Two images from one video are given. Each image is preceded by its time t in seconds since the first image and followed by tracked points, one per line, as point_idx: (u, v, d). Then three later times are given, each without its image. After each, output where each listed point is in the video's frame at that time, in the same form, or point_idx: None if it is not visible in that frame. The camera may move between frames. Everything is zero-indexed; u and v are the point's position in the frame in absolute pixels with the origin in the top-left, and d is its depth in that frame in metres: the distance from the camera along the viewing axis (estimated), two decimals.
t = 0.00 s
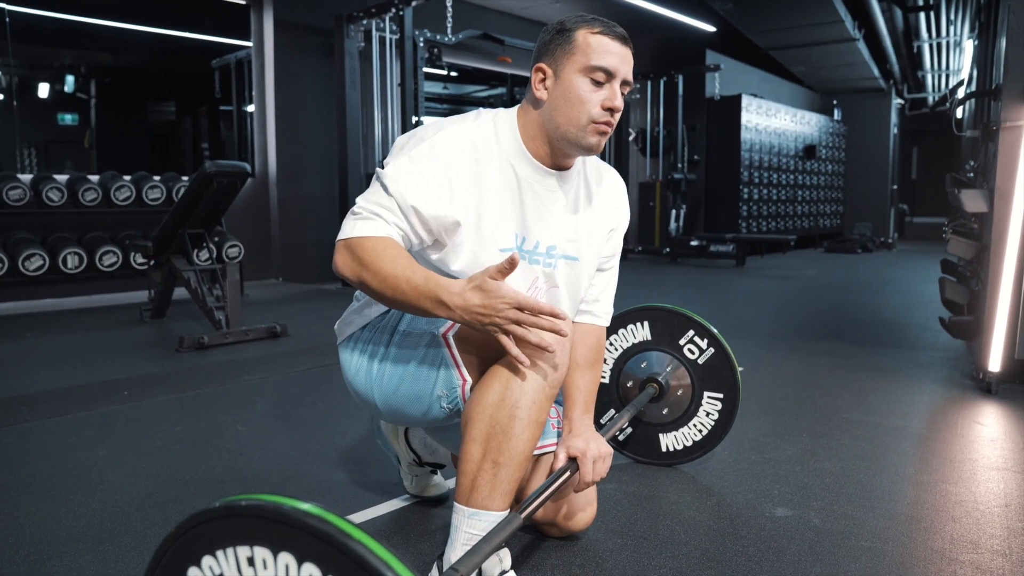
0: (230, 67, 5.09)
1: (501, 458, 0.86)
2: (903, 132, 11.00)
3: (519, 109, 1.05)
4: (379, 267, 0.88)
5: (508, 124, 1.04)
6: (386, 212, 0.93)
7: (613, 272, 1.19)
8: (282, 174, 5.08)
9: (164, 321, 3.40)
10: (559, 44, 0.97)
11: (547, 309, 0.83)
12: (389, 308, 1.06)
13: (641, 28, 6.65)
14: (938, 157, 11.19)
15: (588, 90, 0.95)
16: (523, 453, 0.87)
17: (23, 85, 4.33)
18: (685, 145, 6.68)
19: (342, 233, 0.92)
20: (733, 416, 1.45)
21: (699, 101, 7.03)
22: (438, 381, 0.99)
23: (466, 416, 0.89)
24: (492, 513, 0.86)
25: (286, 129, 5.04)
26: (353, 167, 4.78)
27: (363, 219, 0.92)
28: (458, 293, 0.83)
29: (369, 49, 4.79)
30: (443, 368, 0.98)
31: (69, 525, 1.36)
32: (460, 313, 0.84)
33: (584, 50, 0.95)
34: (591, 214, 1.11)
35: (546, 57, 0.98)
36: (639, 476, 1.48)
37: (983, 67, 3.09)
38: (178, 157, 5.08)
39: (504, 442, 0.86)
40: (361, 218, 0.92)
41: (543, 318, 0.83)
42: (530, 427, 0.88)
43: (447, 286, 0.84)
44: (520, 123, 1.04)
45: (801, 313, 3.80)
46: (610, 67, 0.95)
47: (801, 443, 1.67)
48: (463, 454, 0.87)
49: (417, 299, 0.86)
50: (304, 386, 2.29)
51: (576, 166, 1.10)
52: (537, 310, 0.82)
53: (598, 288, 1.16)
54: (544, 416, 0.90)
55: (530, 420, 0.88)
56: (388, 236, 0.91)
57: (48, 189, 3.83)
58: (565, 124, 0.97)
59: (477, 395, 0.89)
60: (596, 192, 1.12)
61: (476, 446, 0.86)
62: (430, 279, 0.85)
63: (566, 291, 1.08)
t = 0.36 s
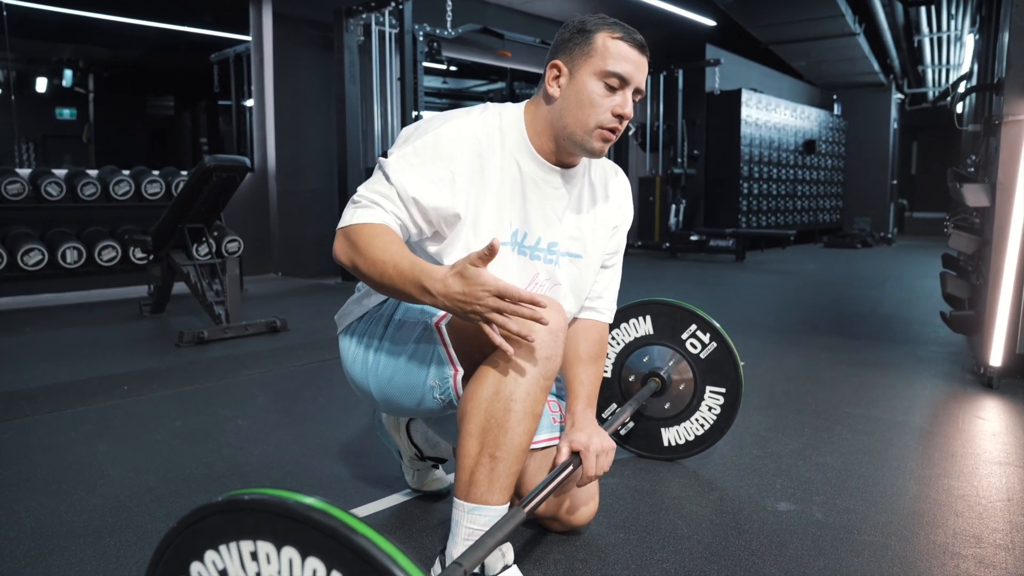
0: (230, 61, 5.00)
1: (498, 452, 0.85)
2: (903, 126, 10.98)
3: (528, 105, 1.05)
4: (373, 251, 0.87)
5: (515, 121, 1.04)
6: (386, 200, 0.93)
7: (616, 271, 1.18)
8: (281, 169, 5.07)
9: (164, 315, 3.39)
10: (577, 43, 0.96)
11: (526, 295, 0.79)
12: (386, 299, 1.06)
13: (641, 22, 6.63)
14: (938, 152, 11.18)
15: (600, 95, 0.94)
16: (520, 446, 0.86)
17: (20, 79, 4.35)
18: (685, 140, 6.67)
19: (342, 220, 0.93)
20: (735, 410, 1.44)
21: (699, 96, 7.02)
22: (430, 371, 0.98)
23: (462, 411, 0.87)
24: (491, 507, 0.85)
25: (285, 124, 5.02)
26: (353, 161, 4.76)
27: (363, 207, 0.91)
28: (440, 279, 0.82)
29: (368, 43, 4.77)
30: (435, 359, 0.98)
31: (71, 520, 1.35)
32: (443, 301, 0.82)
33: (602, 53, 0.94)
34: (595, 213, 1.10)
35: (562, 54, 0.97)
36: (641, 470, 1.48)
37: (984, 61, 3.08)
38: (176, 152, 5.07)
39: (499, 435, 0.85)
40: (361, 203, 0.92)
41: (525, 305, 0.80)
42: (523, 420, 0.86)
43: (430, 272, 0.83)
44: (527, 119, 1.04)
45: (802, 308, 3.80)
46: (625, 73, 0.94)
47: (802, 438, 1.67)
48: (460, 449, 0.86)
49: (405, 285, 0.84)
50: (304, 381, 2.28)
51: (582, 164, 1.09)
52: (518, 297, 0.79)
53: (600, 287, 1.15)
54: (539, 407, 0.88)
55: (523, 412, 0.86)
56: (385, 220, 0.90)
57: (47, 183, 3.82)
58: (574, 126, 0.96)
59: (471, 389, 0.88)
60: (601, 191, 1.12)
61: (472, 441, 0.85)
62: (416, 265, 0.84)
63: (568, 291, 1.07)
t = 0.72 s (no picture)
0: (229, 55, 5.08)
1: (497, 445, 0.85)
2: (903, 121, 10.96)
3: (532, 99, 1.04)
4: (375, 244, 0.87)
5: (519, 115, 1.03)
6: (389, 194, 0.93)
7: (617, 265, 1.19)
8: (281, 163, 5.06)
9: (164, 310, 3.39)
10: (581, 39, 0.95)
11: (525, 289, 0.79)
12: (387, 292, 1.06)
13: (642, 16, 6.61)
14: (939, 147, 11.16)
15: (603, 91, 0.94)
16: (519, 440, 0.86)
17: (18, 73, 4.30)
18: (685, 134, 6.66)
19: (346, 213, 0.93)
20: (735, 405, 1.44)
21: (700, 90, 7.00)
22: (431, 364, 0.98)
23: (461, 406, 0.88)
24: (490, 501, 0.85)
25: (284, 118, 5.01)
26: (353, 156, 4.76)
27: (367, 201, 0.92)
28: (440, 273, 0.82)
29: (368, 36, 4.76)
30: (435, 352, 0.98)
31: (71, 514, 1.36)
32: (443, 294, 0.82)
33: (605, 49, 0.94)
34: (597, 208, 1.10)
35: (566, 50, 0.97)
36: (641, 465, 1.48)
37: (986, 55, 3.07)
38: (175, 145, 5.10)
39: (498, 429, 0.85)
40: (365, 196, 0.92)
41: (524, 298, 0.79)
42: (521, 414, 0.86)
43: (430, 265, 0.83)
44: (530, 113, 1.03)
45: (801, 303, 3.80)
46: (627, 69, 0.94)
47: (801, 433, 1.67)
48: (459, 443, 0.86)
49: (406, 278, 0.85)
50: (304, 375, 2.28)
51: (585, 159, 1.09)
52: (517, 291, 0.78)
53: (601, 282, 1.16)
54: (538, 401, 0.88)
55: (521, 406, 0.86)
56: (388, 214, 0.91)
57: (47, 177, 3.81)
58: (577, 121, 0.96)
59: (470, 383, 0.88)
60: (603, 186, 1.12)
61: (471, 435, 0.85)
62: (417, 258, 0.84)
63: (570, 286, 1.08)
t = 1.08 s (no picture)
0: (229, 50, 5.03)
1: (493, 441, 0.85)
2: (903, 117, 10.95)
3: (531, 96, 1.04)
4: (375, 239, 0.87)
5: (519, 112, 1.03)
6: (389, 189, 0.93)
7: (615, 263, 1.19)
8: (280, 159, 5.06)
9: (164, 305, 3.40)
10: (581, 38, 0.95)
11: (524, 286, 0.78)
12: (385, 287, 1.07)
13: (642, 11, 6.60)
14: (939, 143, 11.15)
15: (603, 90, 0.94)
16: (515, 435, 0.86)
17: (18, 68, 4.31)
18: (685, 130, 6.66)
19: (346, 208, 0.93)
20: (732, 401, 1.45)
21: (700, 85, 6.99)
22: (427, 359, 0.99)
23: (458, 401, 0.88)
24: (486, 496, 0.85)
25: (284, 113, 5.00)
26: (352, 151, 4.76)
27: (368, 197, 0.92)
28: (439, 270, 0.82)
29: (367, 32, 4.76)
30: (432, 347, 0.98)
31: (71, 508, 1.36)
32: (442, 290, 0.82)
33: (605, 48, 0.94)
34: (595, 205, 1.10)
35: (566, 49, 0.97)
36: (638, 460, 1.49)
37: (986, 50, 3.07)
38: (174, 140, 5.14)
39: (494, 425, 0.85)
40: (366, 192, 0.92)
41: (523, 296, 0.79)
42: (516, 410, 0.86)
43: (430, 261, 0.83)
44: (530, 111, 1.03)
45: (800, 299, 3.80)
46: (627, 69, 0.94)
47: (798, 428, 1.68)
48: (456, 439, 0.87)
49: (405, 273, 0.85)
50: (303, 370, 2.29)
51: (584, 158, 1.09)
52: (516, 288, 0.78)
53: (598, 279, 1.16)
54: (534, 397, 0.89)
55: (517, 402, 0.87)
56: (388, 210, 0.91)
57: (46, 172, 3.81)
58: (577, 119, 0.96)
59: (467, 378, 0.89)
60: (601, 183, 1.12)
61: (467, 431, 0.86)
62: (416, 255, 0.84)
63: (567, 284, 1.08)
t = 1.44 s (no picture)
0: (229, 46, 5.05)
1: (488, 438, 0.86)
2: (903, 113, 10.94)
3: (531, 95, 1.04)
4: (378, 240, 0.87)
5: (519, 109, 1.03)
6: (390, 188, 0.93)
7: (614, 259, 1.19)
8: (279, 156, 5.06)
9: (163, 302, 3.40)
10: (578, 35, 0.95)
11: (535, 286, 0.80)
12: (381, 285, 1.07)
13: (642, 8, 6.59)
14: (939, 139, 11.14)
15: (602, 85, 0.94)
16: (511, 431, 0.87)
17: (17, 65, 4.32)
18: (685, 126, 6.66)
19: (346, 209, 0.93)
20: (731, 398, 1.45)
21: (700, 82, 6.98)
22: (423, 356, 0.99)
23: (453, 398, 0.89)
24: (483, 494, 0.86)
25: (283, 110, 5.00)
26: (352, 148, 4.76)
27: (368, 196, 0.91)
28: (446, 270, 0.82)
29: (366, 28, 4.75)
30: (428, 343, 0.98)
31: (71, 506, 1.37)
32: (449, 291, 0.83)
33: (601, 43, 0.94)
34: (595, 201, 1.11)
35: (563, 47, 0.97)
36: (637, 457, 1.49)
37: (986, 47, 3.07)
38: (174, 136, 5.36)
39: (490, 422, 0.86)
40: (368, 192, 0.92)
41: (533, 296, 0.81)
42: (513, 406, 0.87)
43: (436, 262, 0.83)
44: (529, 109, 1.03)
45: (800, 295, 3.81)
46: (625, 63, 0.94)
47: (797, 425, 1.68)
48: (452, 437, 0.87)
49: (411, 274, 0.85)
50: (303, 368, 2.29)
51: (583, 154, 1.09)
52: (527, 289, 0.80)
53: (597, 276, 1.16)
54: (529, 393, 0.89)
55: (514, 398, 0.87)
56: (390, 209, 0.91)
57: (46, 169, 3.82)
58: (577, 114, 0.96)
59: (462, 376, 0.89)
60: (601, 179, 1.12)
61: (463, 428, 0.86)
62: (421, 255, 0.85)
63: (567, 282, 1.09)
